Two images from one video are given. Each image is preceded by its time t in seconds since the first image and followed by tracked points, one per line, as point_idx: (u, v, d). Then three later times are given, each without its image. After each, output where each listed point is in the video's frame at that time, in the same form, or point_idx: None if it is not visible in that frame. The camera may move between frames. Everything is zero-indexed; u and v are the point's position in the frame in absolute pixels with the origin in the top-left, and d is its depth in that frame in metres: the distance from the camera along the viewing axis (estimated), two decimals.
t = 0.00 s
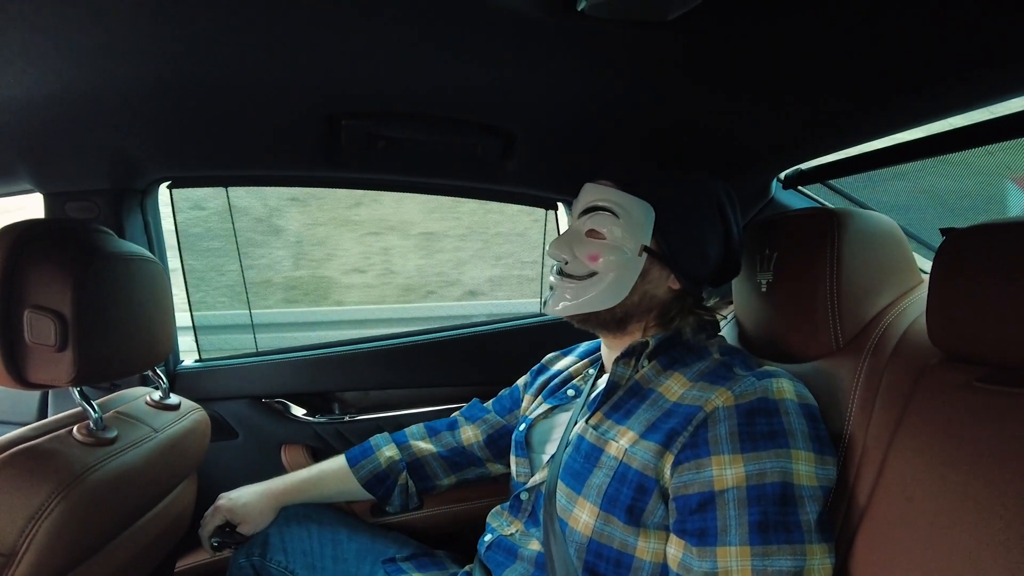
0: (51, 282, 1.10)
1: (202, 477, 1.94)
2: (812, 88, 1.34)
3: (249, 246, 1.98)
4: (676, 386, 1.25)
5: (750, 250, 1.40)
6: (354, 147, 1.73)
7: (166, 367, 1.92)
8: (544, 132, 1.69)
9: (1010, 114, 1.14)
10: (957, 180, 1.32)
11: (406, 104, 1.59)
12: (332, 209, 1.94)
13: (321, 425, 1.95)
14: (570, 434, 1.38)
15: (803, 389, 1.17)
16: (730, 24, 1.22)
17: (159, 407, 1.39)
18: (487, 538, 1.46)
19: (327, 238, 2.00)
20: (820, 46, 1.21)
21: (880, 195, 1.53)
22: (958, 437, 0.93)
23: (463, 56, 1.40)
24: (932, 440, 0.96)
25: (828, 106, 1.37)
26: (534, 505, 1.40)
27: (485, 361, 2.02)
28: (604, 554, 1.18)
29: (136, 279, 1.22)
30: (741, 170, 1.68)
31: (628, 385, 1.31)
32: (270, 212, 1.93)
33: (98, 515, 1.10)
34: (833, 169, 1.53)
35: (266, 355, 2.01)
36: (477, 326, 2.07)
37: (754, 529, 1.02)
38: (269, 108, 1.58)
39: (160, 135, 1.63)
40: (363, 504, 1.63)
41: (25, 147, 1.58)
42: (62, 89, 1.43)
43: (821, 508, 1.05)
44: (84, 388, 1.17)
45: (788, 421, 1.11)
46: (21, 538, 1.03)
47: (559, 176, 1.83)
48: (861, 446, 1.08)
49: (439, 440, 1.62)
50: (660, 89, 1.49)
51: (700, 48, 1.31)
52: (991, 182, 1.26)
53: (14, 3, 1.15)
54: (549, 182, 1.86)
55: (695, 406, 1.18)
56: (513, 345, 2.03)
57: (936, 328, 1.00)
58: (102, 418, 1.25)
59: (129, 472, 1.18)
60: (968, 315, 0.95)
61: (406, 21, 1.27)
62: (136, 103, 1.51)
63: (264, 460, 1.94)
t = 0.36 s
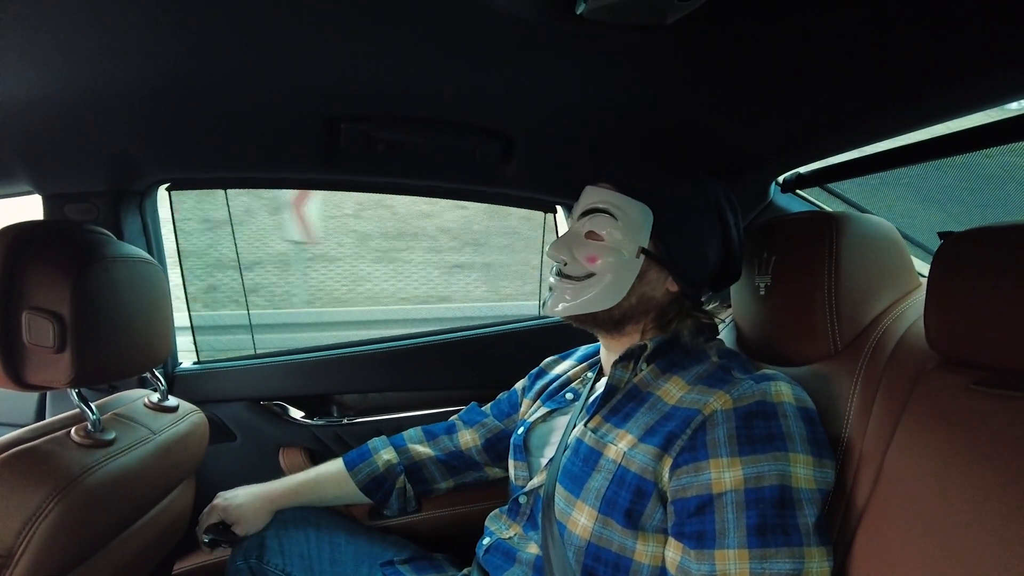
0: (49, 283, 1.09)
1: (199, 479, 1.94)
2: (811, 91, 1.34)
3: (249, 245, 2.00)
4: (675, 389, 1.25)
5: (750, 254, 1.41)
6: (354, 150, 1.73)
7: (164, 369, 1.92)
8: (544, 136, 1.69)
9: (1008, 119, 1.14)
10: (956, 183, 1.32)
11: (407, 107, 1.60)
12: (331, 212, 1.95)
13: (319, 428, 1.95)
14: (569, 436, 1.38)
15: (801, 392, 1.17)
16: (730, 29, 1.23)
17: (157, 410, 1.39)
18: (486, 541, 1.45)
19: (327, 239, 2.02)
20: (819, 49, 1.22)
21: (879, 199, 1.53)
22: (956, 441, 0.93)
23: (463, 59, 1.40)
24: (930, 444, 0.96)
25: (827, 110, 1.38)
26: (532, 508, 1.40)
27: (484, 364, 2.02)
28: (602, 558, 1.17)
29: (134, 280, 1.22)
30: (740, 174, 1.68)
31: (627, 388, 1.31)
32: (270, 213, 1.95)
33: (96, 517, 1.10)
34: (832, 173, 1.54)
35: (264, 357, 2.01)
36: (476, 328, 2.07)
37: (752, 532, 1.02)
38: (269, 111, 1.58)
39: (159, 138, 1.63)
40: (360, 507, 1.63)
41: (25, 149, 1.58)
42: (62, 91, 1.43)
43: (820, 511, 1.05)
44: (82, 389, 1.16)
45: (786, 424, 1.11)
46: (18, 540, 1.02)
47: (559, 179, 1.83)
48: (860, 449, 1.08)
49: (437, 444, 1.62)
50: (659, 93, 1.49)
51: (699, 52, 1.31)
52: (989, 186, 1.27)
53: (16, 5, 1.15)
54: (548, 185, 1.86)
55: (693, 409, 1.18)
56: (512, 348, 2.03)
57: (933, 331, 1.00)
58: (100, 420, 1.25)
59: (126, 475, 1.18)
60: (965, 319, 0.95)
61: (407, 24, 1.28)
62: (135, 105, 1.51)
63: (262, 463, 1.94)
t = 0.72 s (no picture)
0: (47, 285, 1.09)
1: (196, 482, 1.93)
2: (807, 95, 1.35)
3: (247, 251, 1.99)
4: (672, 392, 1.25)
5: (747, 257, 1.41)
6: (352, 153, 1.73)
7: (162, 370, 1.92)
8: (541, 139, 1.70)
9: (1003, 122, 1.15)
10: (952, 186, 1.33)
11: (405, 110, 1.60)
12: (330, 215, 1.94)
13: (316, 430, 1.94)
14: (566, 439, 1.39)
15: (799, 395, 1.17)
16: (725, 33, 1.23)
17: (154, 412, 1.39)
18: (483, 544, 1.45)
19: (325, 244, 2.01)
20: (815, 54, 1.23)
21: (876, 202, 1.53)
22: (953, 444, 0.93)
23: (461, 62, 1.41)
24: (927, 447, 0.96)
25: (824, 114, 1.38)
26: (530, 510, 1.40)
27: (482, 367, 2.02)
28: (600, 561, 1.17)
29: (131, 283, 1.21)
30: (736, 177, 1.69)
31: (624, 391, 1.31)
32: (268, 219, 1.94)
33: (93, 520, 1.10)
34: (828, 177, 1.54)
35: (262, 359, 2.02)
36: (474, 331, 2.07)
37: (750, 534, 1.02)
38: (268, 114, 1.58)
39: (158, 140, 1.64)
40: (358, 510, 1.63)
41: (24, 151, 1.58)
42: (61, 93, 1.43)
43: (817, 514, 1.05)
44: (79, 391, 1.16)
45: (784, 427, 1.11)
46: (15, 542, 1.02)
47: (556, 182, 1.84)
48: (858, 451, 1.08)
49: (435, 446, 1.62)
50: (656, 97, 1.50)
51: (696, 56, 1.32)
52: (985, 189, 1.27)
53: (15, 7, 1.16)
54: (546, 189, 1.86)
55: (691, 412, 1.18)
56: (510, 351, 2.04)
57: (930, 334, 1.00)
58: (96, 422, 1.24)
59: (123, 477, 1.18)
60: (961, 322, 0.95)
61: (405, 28, 1.28)
62: (134, 108, 1.52)
63: (259, 466, 1.94)
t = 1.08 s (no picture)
0: (47, 285, 1.10)
1: (196, 482, 1.94)
2: (804, 96, 1.35)
3: (246, 252, 2.01)
4: (670, 389, 1.26)
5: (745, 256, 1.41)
6: (351, 154, 1.74)
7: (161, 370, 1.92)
8: (540, 140, 1.70)
9: (999, 123, 1.15)
10: (949, 186, 1.33)
11: (403, 111, 1.61)
12: (328, 214, 1.96)
13: (316, 430, 1.95)
14: (564, 436, 1.39)
15: (797, 393, 1.18)
16: (722, 34, 1.24)
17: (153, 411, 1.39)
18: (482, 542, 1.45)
19: (324, 244, 2.03)
20: (811, 54, 1.23)
21: (874, 202, 1.54)
22: (949, 442, 0.93)
23: (459, 63, 1.41)
24: (923, 445, 0.97)
25: (820, 114, 1.39)
26: (528, 508, 1.40)
27: (481, 367, 2.03)
28: (598, 557, 1.18)
29: (130, 283, 1.22)
30: (734, 177, 1.69)
31: (622, 388, 1.32)
32: (267, 220, 1.96)
33: (93, 520, 1.10)
34: (826, 177, 1.55)
35: (262, 358, 2.02)
36: (473, 330, 2.08)
37: (748, 530, 1.03)
38: (267, 114, 1.59)
39: (157, 141, 1.64)
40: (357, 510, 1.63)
41: (23, 152, 1.59)
42: (61, 95, 1.44)
43: (815, 511, 1.05)
44: (79, 391, 1.17)
45: (782, 424, 1.11)
46: (15, 540, 1.02)
47: (554, 182, 1.84)
48: (855, 449, 1.08)
49: (433, 445, 1.63)
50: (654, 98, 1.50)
51: (693, 56, 1.32)
52: (982, 188, 1.28)
53: (16, 9, 1.16)
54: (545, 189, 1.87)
55: (690, 409, 1.19)
56: (509, 351, 2.04)
57: (925, 333, 1.00)
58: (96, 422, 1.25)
59: (122, 477, 1.18)
60: (957, 321, 0.95)
61: (403, 29, 1.29)
62: (133, 109, 1.52)
63: (259, 465, 1.94)
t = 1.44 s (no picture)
0: (62, 282, 1.11)
1: (207, 478, 1.95)
2: (813, 95, 1.36)
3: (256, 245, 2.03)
4: (682, 388, 1.26)
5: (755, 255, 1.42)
6: (362, 153, 1.75)
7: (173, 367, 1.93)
8: (549, 139, 1.71)
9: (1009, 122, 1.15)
10: (959, 184, 1.33)
11: (413, 111, 1.62)
12: (340, 214, 1.99)
13: (325, 427, 1.96)
14: (575, 435, 1.40)
15: (808, 393, 1.18)
16: (731, 34, 1.24)
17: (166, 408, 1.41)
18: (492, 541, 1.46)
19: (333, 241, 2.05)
20: (821, 54, 1.23)
21: (884, 201, 1.54)
22: (957, 440, 0.94)
23: (470, 63, 1.42)
24: (933, 444, 0.97)
25: (830, 114, 1.39)
26: (539, 507, 1.41)
27: (490, 365, 2.04)
28: (609, 556, 1.18)
29: (144, 280, 1.23)
30: (743, 177, 1.70)
31: (634, 387, 1.32)
32: (278, 216, 1.98)
33: (107, 513, 1.12)
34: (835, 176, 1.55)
35: (272, 356, 2.03)
36: (482, 329, 2.08)
37: (761, 530, 1.03)
38: (279, 114, 1.60)
39: (171, 140, 1.66)
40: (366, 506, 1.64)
41: (39, 150, 1.60)
42: (77, 94, 1.46)
43: (827, 510, 1.06)
44: (94, 386, 1.18)
45: (794, 423, 1.12)
46: (32, 532, 1.03)
47: (563, 181, 1.85)
48: (864, 446, 1.09)
49: (440, 443, 1.64)
50: (663, 98, 1.51)
51: (703, 56, 1.33)
52: (992, 187, 1.28)
53: (35, 11, 1.18)
54: (554, 188, 1.88)
55: (702, 407, 1.19)
56: (518, 350, 2.05)
57: (934, 331, 1.01)
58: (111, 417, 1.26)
59: (135, 471, 1.19)
60: (966, 319, 0.95)
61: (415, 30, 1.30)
62: (147, 108, 1.54)
63: (270, 462, 1.95)
